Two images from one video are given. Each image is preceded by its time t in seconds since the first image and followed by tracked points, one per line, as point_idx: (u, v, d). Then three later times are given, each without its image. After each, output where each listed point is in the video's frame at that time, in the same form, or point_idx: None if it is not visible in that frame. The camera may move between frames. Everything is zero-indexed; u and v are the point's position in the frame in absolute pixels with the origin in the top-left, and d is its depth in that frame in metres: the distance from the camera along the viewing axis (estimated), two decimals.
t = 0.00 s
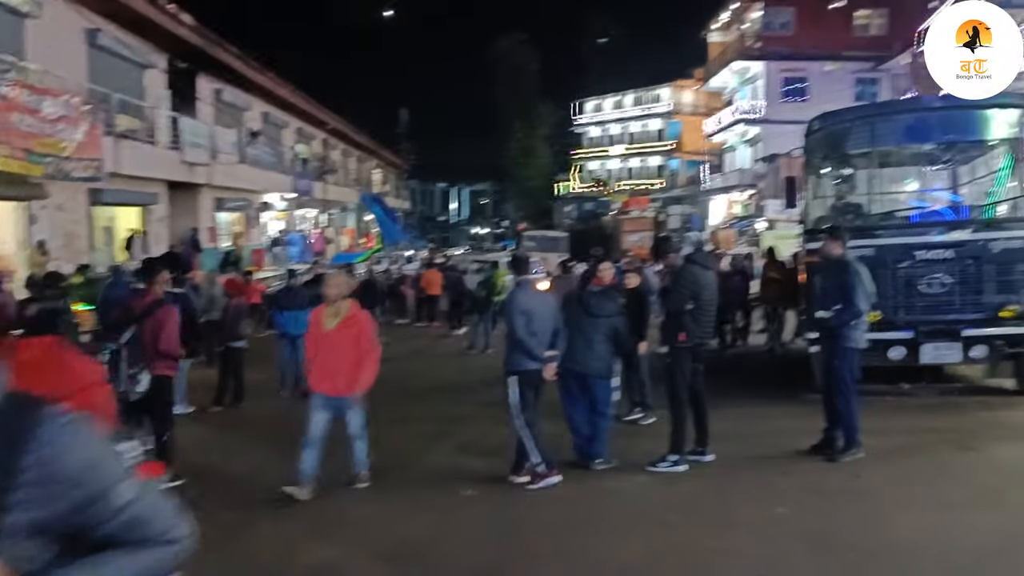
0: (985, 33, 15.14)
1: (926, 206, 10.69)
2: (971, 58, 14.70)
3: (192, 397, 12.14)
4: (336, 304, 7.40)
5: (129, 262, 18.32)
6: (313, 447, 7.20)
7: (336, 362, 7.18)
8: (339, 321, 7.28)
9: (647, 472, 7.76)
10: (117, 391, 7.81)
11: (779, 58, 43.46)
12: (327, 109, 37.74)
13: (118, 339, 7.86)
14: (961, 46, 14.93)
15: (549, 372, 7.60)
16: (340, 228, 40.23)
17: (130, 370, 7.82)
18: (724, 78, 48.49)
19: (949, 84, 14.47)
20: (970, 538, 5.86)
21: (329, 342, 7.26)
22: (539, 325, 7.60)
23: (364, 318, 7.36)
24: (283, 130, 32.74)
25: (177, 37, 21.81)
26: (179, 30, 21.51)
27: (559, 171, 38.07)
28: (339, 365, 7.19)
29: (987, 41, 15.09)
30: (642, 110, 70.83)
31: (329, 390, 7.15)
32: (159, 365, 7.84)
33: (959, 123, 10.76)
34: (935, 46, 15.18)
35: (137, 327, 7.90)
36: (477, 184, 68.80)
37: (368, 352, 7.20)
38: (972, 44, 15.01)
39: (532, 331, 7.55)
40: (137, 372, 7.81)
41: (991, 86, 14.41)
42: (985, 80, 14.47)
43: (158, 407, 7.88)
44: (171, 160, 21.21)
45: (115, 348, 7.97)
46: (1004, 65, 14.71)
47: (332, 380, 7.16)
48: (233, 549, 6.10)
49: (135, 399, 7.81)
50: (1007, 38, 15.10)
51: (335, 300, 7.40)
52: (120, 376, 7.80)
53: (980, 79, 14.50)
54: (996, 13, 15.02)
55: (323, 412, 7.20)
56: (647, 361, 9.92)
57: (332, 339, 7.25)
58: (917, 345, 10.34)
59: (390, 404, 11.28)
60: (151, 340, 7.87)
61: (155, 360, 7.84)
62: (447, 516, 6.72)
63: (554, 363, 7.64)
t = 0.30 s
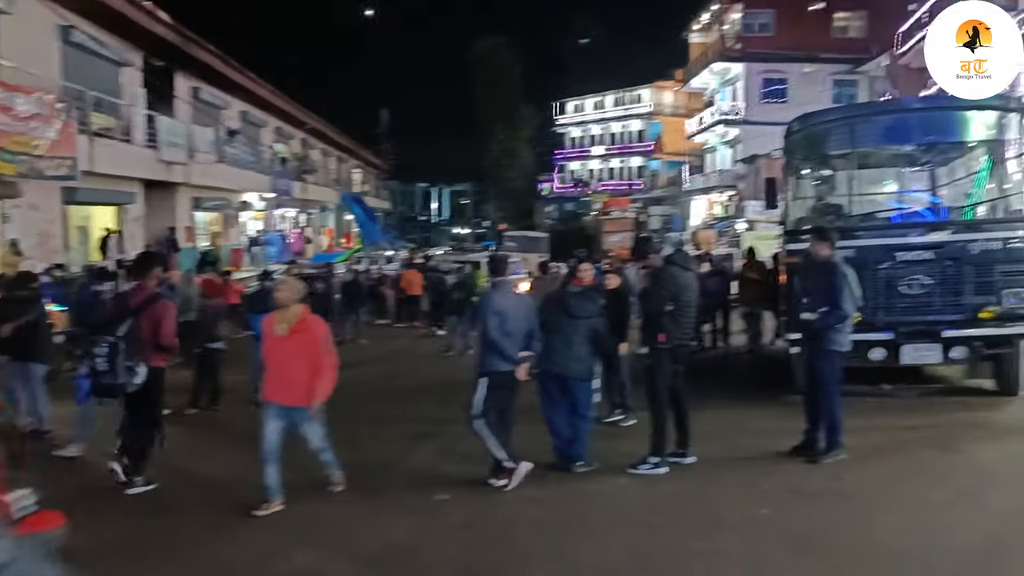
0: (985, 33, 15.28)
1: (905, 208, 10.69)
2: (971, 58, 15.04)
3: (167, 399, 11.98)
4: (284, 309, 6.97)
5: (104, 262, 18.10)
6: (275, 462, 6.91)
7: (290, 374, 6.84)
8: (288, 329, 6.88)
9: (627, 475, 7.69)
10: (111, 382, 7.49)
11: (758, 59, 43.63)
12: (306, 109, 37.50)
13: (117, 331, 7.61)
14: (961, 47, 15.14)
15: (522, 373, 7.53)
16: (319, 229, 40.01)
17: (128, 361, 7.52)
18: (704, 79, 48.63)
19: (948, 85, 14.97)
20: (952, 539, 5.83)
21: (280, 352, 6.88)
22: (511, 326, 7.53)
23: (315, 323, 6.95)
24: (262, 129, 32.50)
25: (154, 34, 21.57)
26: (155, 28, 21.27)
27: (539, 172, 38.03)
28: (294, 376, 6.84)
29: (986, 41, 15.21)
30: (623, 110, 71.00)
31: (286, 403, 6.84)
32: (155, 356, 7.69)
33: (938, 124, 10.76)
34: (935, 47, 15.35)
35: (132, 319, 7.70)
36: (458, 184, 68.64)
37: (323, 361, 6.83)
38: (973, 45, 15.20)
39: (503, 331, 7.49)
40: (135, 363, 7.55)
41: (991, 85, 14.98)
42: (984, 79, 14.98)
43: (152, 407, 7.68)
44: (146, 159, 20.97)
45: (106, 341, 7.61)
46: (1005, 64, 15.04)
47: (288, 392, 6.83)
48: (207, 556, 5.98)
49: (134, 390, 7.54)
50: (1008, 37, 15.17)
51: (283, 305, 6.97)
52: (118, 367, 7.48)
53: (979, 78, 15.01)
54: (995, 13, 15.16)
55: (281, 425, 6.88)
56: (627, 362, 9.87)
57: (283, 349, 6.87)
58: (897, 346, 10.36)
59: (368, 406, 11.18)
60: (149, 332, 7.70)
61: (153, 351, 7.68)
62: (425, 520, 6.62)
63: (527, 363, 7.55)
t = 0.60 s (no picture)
0: (985, 33, 15.02)
1: (884, 208, 10.70)
2: (971, 58, 14.58)
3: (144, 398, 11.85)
4: (243, 305, 6.80)
5: (79, 261, 17.89)
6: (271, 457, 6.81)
7: (250, 370, 6.63)
8: (247, 324, 6.70)
9: (609, 475, 7.65)
10: (102, 379, 7.50)
11: (738, 59, 43.72)
12: (286, 106, 37.23)
13: (112, 330, 7.58)
14: (961, 47, 14.82)
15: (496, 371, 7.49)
16: (298, 227, 39.80)
17: (121, 360, 7.55)
18: (684, 79, 48.67)
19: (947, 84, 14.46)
20: (932, 540, 5.80)
21: (239, 347, 6.69)
22: (482, 324, 7.51)
23: (277, 317, 6.79)
24: (240, 127, 32.20)
25: (130, 30, 21.31)
26: (131, 24, 21.02)
27: (519, 170, 37.99)
28: (254, 371, 6.64)
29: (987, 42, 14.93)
30: (603, 109, 71.02)
31: (245, 400, 6.62)
32: (149, 355, 7.68)
33: (918, 125, 10.77)
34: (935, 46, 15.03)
35: (127, 317, 7.67)
36: (438, 183, 68.47)
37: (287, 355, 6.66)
38: (974, 44, 14.89)
39: (476, 330, 7.49)
40: (128, 363, 7.57)
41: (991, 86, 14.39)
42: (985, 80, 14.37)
43: (143, 401, 7.60)
44: (122, 156, 20.73)
45: (99, 338, 7.57)
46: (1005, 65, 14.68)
47: (248, 388, 6.62)
48: (183, 561, 5.88)
49: (127, 389, 7.57)
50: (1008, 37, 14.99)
51: (241, 301, 6.79)
52: (111, 365, 7.50)
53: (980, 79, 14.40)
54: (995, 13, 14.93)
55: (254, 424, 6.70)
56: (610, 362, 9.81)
57: (243, 345, 6.68)
58: (877, 346, 10.40)
59: (347, 406, 11.10)
60: (144, 331, 7.66)
61: (147, 350, 7.67)
62: (403, 523, 6.55)
63: (501, 360, 7.51)
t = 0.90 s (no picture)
0: (985, 33, 15.41)
1: (865, 209, 10.72)
2: (971, 57, 15.18)
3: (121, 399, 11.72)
4: (208, 313, 6.28)
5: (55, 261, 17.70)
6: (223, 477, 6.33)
7: (214, 383, 6.17)
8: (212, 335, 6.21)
9: (593, 477, 7.62)
10: (102, 382, 7.73)
11: (717, 61, 43.96)
12: (265, 106, 37.02)
13: (108, 333, 7.82)
14: (962, 46, 15.34)
15: (467, 374, 7.40)
16: (277, 228, 39.62)
17: (119, 362, 7.77)
18: (664, 80, 48.84)
19: (947, 84, 15.17)
20: (914, 542, 5.82)
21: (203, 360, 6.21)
22: (450, 327, 7.44)
23: (243, 327, 6.27)
24: (219, 126, 31.97)
25: (108, 28, 21.11)
26: (109, 22, 20.82)
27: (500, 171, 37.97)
28: (218, 384, 6.18)
29: (987, 41, 15.35)
30: (583, 110, 71.11)
31: (209, 415, 6.16)
32: (147, 355, 7.90)
33: (898, 127, 10.81)
34: (934, 45, 15.49)
35: (124, 320, 7.94)
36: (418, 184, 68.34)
37: (256, 368, 6.19)
38: (974, 44, 15.35)
39: (445, 333, 7.40)
40: (126, 363, 7.77)
41: (991, 85, 15.06)
42: (984, 79, 15.06)
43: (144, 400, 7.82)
44: (100, 155, 20.54)
45: (97, 342, 7.83)
46: (1004, 64, 15.15)
47: (212, 402, 6.14)
48: (162, 565, 5.79)
49: (126, 390, 7.79)
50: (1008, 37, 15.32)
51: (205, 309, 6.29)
52: (109, 367, 7.73)
53: (979, 78, 15.08)
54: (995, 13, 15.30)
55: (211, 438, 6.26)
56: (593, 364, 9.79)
57: (207, 357, 6.20)
58: (859, 346, 10.42)
59: (328, 408, 11.01)
60: (140, 332, 7.90)
61: (144, 350, 7.89)
62: (386, 526, 6.50)
63: (472, 363, 7.40)
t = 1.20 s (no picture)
0: (985, 32, 15.52)
1: (846, 210, 10.76)
2: (972, 58, 15.44)
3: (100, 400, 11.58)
4: (175, 315, 5.98)
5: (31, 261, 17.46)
6: (188, 490, 5.99)
7: (179, 390, 5.89)
8: (180, 339, 5.93)
9: (578, 479, 7.59)
10: (96, 371, 7.87)
11: (697, 63, 44.07)
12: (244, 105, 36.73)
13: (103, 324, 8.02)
14: (962, 47, 15.49)
15: (431, 376, 7.32)
16: (256, 228, 39.34)
17: (114, 353, 7.96)
18: (645, 82, 48.89)
19: (948, 84, 15.43)
20: (901, 543, 5.83)
21: (168, 365, 5.92)
22: (418, 329, 7.42)
23: (214, 333, 6.03)
24: (198, 126, 31.71)
25: (84, 27, 20.87)
26: (86, 21, 20.59)
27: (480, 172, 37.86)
28: (184, 390, 5.90)
29: (987, 41, 15.50)
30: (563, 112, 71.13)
31: (169, 422, 5.88)
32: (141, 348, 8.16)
33: (881, 129, 10.85)
34: (933, 45, 15.62)
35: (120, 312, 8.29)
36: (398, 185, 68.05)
37: (225, 375, 5.98)
38: (974, 45, 15.52)
39: (411, 334, 7.40)
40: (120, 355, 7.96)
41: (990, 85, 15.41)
42: (984, 80, 15.40)
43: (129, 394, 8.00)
44: (77, 154, 20.31)
45: (91, 331, 8.02)
46: (1004, 64, 15.45)
47: (177, 409, 5.87)
48: (143, 569, 5.69)
49: (118, 379, 7.95)
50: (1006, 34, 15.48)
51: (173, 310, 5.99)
52: (104, 358, 7.90)
53: (979, 79, 15.42)
54: (995, 13, 15.34)
55: (171, 448, 5.96)
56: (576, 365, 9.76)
57: (173, 363, 5.91)
58: (842, 348, 10.43)
59: (309, 409, 10.92)
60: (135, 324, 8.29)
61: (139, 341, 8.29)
62: (371, 528, 6.45)
63: (438, 365, 7.33)
